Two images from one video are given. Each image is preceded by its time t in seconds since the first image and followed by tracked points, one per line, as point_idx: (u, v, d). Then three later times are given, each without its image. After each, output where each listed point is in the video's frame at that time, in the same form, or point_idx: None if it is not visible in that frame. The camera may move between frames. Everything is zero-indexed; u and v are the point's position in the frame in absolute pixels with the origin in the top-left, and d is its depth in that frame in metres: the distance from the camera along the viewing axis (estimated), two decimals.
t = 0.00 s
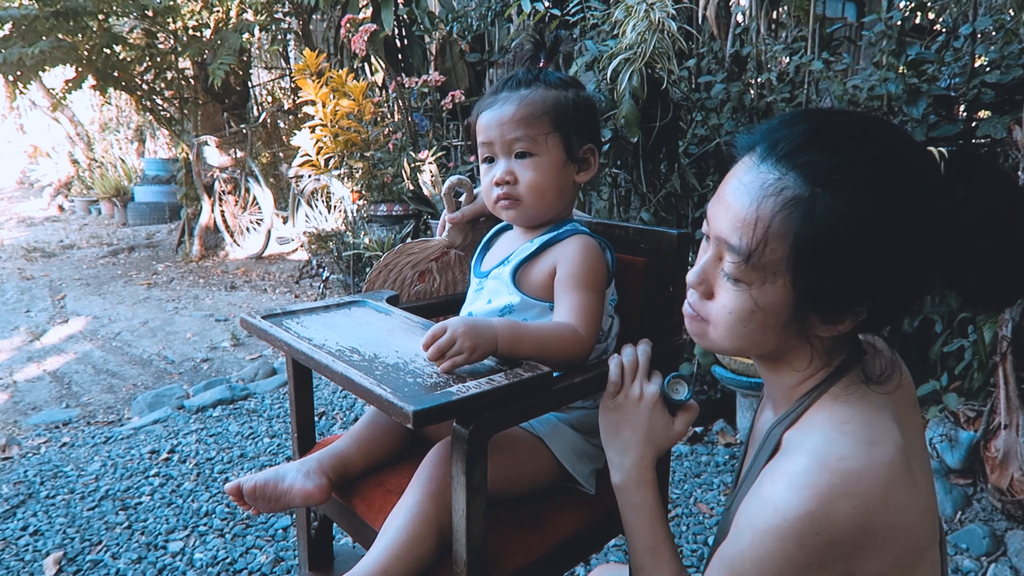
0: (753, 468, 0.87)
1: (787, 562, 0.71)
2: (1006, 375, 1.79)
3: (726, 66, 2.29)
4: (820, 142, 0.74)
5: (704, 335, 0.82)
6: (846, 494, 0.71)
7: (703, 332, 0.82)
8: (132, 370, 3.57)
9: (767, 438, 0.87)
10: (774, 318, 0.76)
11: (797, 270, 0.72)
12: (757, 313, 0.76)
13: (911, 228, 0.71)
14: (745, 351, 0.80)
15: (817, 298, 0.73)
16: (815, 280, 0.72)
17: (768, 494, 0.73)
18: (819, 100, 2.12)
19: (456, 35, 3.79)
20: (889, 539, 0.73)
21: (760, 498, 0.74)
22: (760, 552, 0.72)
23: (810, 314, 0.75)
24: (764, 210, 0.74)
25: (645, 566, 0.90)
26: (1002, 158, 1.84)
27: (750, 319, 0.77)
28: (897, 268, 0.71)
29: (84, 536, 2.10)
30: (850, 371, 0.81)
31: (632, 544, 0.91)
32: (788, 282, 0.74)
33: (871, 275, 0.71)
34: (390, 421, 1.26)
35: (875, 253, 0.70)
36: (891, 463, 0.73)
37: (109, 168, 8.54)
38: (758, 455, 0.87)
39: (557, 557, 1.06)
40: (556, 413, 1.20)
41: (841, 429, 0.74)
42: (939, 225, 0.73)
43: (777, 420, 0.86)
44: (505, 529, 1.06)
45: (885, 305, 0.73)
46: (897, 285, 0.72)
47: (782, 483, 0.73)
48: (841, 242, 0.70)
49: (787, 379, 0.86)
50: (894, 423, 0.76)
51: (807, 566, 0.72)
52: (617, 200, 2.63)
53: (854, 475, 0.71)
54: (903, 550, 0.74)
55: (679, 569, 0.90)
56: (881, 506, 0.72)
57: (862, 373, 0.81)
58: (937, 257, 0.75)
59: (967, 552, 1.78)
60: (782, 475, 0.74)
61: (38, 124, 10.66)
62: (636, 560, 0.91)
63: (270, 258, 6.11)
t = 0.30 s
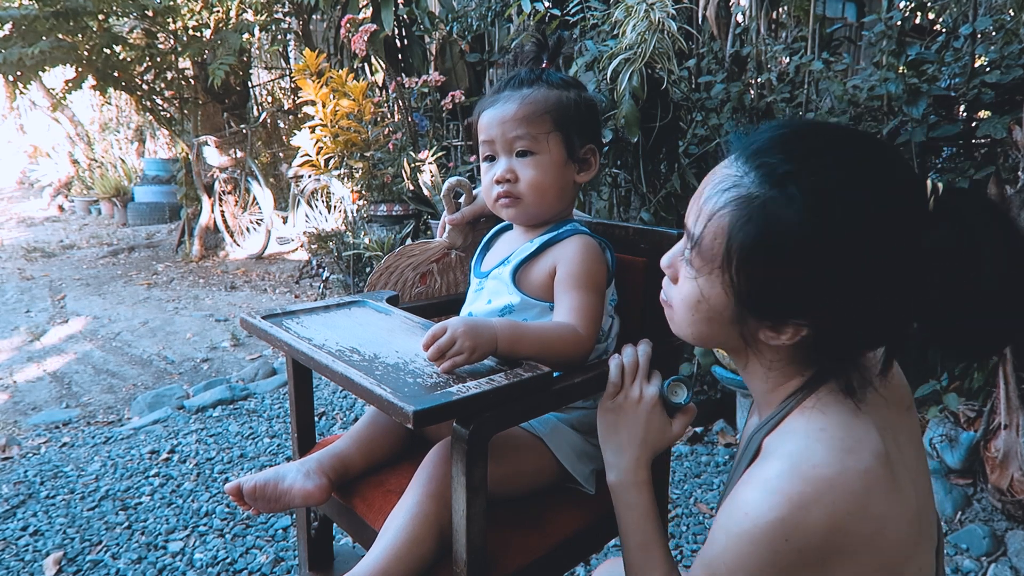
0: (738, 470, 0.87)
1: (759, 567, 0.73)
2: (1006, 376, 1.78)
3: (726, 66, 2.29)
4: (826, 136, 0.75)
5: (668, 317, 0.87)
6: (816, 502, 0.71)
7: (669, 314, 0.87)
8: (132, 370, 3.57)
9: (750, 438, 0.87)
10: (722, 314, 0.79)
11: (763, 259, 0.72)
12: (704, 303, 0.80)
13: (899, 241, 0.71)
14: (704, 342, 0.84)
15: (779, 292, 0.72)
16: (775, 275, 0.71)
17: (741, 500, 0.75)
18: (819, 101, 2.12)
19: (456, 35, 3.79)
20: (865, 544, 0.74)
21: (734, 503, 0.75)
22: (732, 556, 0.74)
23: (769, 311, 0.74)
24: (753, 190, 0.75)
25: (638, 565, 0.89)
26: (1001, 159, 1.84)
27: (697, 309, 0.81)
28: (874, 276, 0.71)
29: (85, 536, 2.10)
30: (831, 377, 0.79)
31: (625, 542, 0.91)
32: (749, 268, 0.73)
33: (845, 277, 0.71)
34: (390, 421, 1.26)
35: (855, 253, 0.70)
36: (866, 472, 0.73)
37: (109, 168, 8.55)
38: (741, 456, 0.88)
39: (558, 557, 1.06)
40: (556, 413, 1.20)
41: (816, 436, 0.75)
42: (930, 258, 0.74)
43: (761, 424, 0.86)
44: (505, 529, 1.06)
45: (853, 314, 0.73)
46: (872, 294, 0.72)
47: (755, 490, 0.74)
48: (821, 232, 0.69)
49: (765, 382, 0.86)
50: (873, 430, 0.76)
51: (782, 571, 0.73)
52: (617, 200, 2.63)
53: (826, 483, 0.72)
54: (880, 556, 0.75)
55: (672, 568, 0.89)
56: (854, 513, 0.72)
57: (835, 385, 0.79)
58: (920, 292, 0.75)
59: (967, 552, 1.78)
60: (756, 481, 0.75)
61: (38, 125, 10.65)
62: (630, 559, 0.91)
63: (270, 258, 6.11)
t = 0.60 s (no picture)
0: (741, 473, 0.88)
1: (765, 570, 0.74)
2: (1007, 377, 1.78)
3: (726, 66, 2.29)
4: (834, 138, 0.75)
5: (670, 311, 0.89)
6: (822, 507, 0.72)
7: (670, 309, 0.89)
8: (132, 370, 3.57)
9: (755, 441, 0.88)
10: (719, 317, 0.81)
11: (766, 266, 0.72)
12: (701, 305, 0.82)
13: (907, 241, 0.71)
14: (704, 341, 0.85)
15: (781, 299, 0.73)
16: (779, 282, 0.72)
17: (747, 505, 0.75)
18: (818, 101, 2.12)
19: (456, 36, 3.80)
20: (869, 547, 0.75)
21: (740, 507, 0.76)
22: (739, 559, 0.75)
23: (772, 318, 0.75)
24: (757, 195, 0.75)
25: (640, 563, 0.90)
26: (1001, 158, 1.84)
27: (696, 310, 0.83)
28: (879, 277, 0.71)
29: (85, 536, 2.10)
30: (831, 387, 0.79)
31: (623, 539, 0.92)
32: (750, 276, 0.74)
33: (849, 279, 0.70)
34: (390, 421, 1.26)
35: (861, 254, 0.70)
36: (871, 477, 0.74)
37: (110, 168, 8.55)
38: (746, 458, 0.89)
39: (558, 558, 1.06)
40: (556, 413, 1.20)
41: (823, 441, 0.75)
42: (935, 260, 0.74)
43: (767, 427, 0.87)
44: (505, 529, 1.06)
45: (857, 318, 0.73)
46: (877, 295, 0.72)
47: (762, 495, 0.75)
48: (824, 236, 0.69)
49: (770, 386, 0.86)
50: (878, 434, 0.77)
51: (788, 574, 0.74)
52: (617, 200, 2.63)
53: (833, 488, 0.73)
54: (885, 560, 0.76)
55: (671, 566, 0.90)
56: (859, 517, 0.73)
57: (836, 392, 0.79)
58: (927, 295, 0.74)
59: (967, 552, 1.78)
60: (763, 485, 0.76)
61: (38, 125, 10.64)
62: (630, 556, 0.91)
63: (270, 258, 6.11)
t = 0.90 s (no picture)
0: (771, 483, 0.80)
1: None
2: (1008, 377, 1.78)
3: (726, 66, 2.30)
4: (876, 122, 0.68)
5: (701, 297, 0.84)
6: (879, 515, 0.65)
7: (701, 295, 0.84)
8: (132, 370, 3.57)
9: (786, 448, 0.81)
10: (748, 302, 0.75)
11: (789, 248, 0.67)
12: (729, 288, 0.76)
13: (946, 238, 0.64)
14: (733, 330, 0.79)
15: (803, 283, 0.67)
16: (804, 267, 0.66)
17: (799, 514, 0.67)
18: (819, 101, 2.11)
19: (456, 36, 3.79)
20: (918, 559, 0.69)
21: (790, 515, 0.68)
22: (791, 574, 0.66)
23: (794, 303, 0.69)
24: (789, 174, 0.69)
25: (647, 565, 0.87)
26: (1001, 159, 1.84)
27: (725, 294, 0.77)
28: (912, 272, 0.64)
29: (85, 536, 2.10)
30: (875, 389, 0.73)
31: (629, 540, 0.90)
32: (781, 257, 0.68)
33: (876, 272, 0.64)
34: (390, 421, 1.26)
35: (891, 246, 0.63)
36: (924, 484, 0.68)
37: (110, 168, 8.55)
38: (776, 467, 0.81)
39: (558, 558, 1.06)
40: (555, 413, 1.20)
41: (875, 445, 0.68)
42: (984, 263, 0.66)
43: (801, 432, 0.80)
44: (505, 529, 1.06)
45: (892, 316, 0.66)
46: (908, 293, 0.65)
47: (817, 500, 0.67)
48: (852, 222, 0.63)
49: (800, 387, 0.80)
50: (926, 442, 0.71)
51: None
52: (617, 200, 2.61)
53: (890, 495, 0.66)
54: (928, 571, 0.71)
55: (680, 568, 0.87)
56: (914, 527, 0.67)
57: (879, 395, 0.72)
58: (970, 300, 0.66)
59: (968, 552, 1.78)
60: (815, 491, 0.68)
61: (38, 125, 10.63)
62: (634, 557, 0.89)
63: (270, 258, 6.12)
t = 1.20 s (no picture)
0: (778, 483, 0.79)
1: None
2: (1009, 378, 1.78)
3: (726, 67, 2.30)
4: (881, 120, 0.67)
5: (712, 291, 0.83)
6: (881, 521, 0.63)
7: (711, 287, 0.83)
8: (132, 370, 3.57)
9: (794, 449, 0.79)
10: (750, 291, 0.75)
11: (786, 240, 0.67)
12: (733, 278, 0.76)
13: (947, 237, 0.62)
14: (738, 320, 0.79)
15: (799, 275, 0.67)
16: (800, 259, 0.66)
17: (800, 518, 0.66)
18: (819, 101, 2.11)
19: (456, 36, 3.79)
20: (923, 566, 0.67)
21: (790, 520, 0.67)
22: None
23: (790, 295, 0.69)
24: (793, 165, 0.68)
25: (646, 564, 0.87)
26: (1001, 158, 1.84)
27: (730, 283, 0.77)
28: (910, 271, 0.63)
29: (85, 536, 2.10)
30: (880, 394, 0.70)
31: (629, 539, 0.90)
32: (778, 247, 0.68)
33: (874, 271, 0.63)
34: (391, 422, 1.26)
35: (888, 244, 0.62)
36: (930, 490, 0.66)
37: (110, 169, 8.56)
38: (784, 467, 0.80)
39: (558, 558, 1.06)
40: (555, 414, 1.20)
41: (878, 450, 0.66)
42: (994, 268, 0.64)
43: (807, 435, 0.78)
44: (506, 529, 1.06)
45: (888, 314, 0.65)
46: (905, 291, 0.63)
47: (818, 507, 0.65)
48: (847, 215, 0.63)
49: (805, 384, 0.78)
50: (933, 447, 0.68)
51: None
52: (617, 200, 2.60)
53: (893, 501, 0.64)
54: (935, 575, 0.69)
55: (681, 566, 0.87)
56: (919, 534, 0.65)
57: (886, 400, 0.69)
58: (976, 302, 0.64)
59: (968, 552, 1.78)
60: (816, 497, 0.66)
61: (38, 125, 10.63)
62: (634, 556, 0.89)
63: (270, 258, 6.12)
